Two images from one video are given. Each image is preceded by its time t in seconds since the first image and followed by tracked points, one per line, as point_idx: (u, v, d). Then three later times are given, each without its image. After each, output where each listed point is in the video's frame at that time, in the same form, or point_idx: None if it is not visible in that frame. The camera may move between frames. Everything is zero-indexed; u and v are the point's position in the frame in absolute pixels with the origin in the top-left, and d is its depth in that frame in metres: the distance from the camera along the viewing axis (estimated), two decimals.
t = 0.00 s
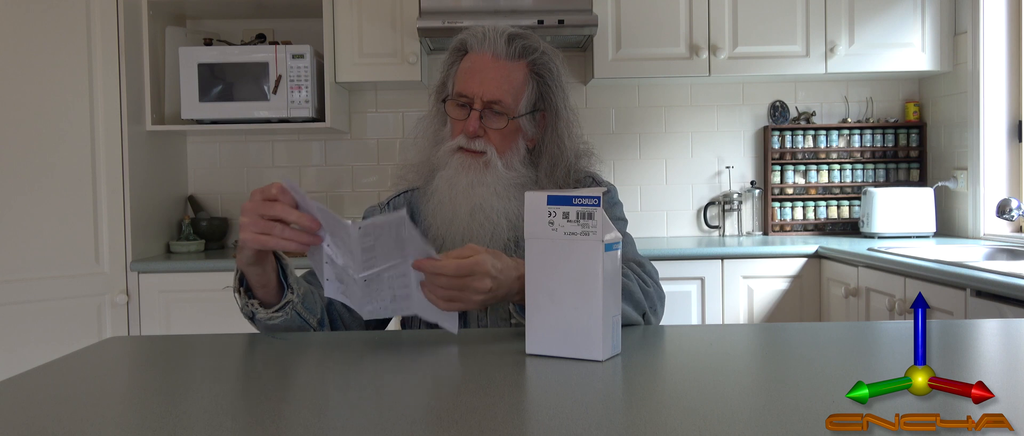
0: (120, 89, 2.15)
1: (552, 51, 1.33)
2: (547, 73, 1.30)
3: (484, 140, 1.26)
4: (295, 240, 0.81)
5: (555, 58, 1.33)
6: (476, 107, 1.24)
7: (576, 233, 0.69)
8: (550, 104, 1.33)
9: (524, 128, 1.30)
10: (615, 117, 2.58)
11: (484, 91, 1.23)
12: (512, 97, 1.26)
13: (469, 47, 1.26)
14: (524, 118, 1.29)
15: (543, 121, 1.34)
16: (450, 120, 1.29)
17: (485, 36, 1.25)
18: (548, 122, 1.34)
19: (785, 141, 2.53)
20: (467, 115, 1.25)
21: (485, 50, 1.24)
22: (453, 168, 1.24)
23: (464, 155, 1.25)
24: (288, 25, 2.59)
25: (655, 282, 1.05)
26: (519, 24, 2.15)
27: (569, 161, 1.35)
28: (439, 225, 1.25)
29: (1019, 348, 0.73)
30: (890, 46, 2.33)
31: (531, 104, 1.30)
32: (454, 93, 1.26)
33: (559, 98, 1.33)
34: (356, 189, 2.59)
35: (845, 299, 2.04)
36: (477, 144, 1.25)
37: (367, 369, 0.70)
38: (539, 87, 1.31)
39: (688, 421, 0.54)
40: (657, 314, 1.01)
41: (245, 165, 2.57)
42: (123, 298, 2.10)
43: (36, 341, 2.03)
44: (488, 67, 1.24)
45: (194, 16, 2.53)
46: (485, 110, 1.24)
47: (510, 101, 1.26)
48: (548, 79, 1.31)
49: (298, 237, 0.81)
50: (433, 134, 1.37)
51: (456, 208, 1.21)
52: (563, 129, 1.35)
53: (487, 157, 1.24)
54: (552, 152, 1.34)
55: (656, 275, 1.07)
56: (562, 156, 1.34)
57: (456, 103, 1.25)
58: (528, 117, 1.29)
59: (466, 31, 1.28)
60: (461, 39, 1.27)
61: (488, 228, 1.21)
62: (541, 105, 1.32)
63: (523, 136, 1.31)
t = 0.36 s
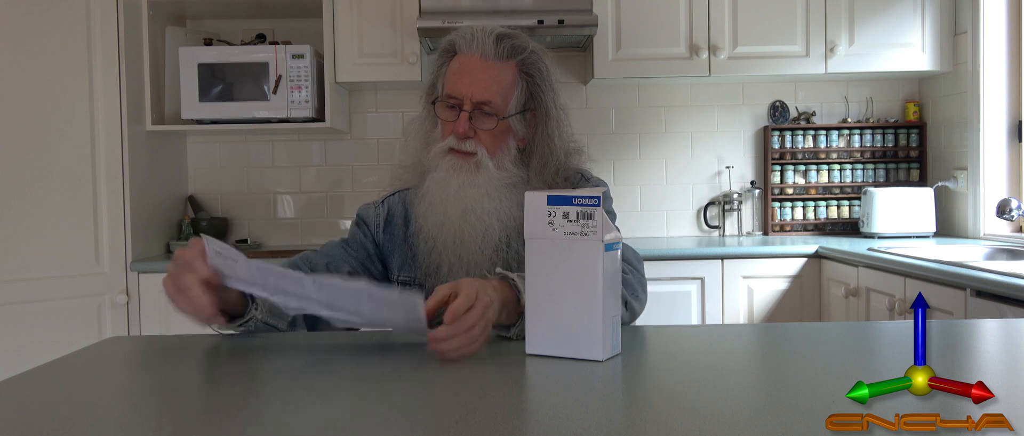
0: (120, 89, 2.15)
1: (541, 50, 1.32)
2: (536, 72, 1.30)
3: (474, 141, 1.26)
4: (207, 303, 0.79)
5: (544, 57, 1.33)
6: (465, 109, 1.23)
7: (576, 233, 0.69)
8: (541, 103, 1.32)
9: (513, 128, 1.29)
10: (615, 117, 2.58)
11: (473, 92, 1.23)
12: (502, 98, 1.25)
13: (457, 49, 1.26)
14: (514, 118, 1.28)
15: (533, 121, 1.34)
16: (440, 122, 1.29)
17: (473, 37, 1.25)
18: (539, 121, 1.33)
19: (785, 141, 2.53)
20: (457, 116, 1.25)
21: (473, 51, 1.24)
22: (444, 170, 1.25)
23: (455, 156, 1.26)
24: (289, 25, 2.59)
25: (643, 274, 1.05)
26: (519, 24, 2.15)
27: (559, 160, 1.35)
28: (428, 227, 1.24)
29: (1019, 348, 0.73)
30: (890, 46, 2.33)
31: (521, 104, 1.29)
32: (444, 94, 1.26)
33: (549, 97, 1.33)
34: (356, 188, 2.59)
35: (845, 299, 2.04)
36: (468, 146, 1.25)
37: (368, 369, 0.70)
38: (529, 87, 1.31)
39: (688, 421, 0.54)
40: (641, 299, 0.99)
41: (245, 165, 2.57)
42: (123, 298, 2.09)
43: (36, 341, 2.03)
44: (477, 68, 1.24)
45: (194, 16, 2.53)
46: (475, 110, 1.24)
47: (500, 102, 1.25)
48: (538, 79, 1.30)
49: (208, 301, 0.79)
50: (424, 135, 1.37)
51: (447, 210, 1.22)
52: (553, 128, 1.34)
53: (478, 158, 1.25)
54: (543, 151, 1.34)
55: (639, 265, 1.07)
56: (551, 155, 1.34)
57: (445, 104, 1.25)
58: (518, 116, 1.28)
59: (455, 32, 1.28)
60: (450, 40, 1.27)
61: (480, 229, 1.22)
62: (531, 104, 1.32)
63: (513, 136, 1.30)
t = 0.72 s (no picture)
0: (120, 89, 2.14)
1: (540, 51, 1.32)
2: (536, 73, 1.29)
3: (475, 143, 1.25)
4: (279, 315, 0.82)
5: (544, 58, 1.33)
6: (466, 111, 1.22)
7: (576, 233, 0.69)
8: (542, 104, 1.32)
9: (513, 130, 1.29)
10: (615, 117, 2.58)
11: (474, 94, 1.22)
12: (502, 99, 1.24)
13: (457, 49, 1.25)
14: (514, 120, 1.27)
15: (533, 122, 1.33)
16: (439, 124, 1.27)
17: (472, 38, 1.24)
18: (539, 123, 1.33)
19: (785, 141, 2.53)
20: (457, 119, 1.23)
21: (473, 53, 1.24)
22: (445, 173, 1.25)
23: (455, 161, 1.25)
24: (288, 25, 2.59)
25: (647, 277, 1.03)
26: (519, 24, 2.16)
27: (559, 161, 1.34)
28: (430, 230, 1.24)
29: (1019, 348, 0.73)
30: (890, 46, 2.33)
31: (521, 105, 1.29)
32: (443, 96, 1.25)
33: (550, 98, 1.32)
34: (356, 188, 2.59)
35: (845, 299, 2.04)
36: (468, 148, 1.24)
37: (368, 369, 0.70)
38: (530, 87, 1.30)
39: (689, 421, 0.54)
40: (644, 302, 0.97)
41: (245, 165, 2.57)
42: (123, 298, 2.09)
43: (36, 341, 2.03)
44: (477, 69, 1.23)
45: (194, 16, 2.53)
46: (475, 113, 1.22)
47: (500, 103, 1.24)
48: (538, 80, 1.30)
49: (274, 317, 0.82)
50: (425, 137, 1.37)
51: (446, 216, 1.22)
52: (554, 128, 1.33)
53: (478, 162, 1.24)
54: (544, 153, 1.33)
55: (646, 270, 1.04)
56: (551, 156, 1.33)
57: (445, 106, 1.24)
58: (518, 118, 1.28)
59: (454, 33, 1.28)
60: (450, 41, 1.27)
61: (480, 235, 1.21)
62: (531, 105, 1.32)
63: (514, 137, 1.29)
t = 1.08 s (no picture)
0: (120, 89, 2.14)
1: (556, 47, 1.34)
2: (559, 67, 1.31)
3: (519, 129, 1.24)
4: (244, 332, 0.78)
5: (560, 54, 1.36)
6: (509, 97, 1.22)
7: (576, 233, 0.69)
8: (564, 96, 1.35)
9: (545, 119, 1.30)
10: (616, 117, 2.58)
11: (516, 80, 1.22)
12: (540, 86, 1.25)
13: (487, 41, 1.25)
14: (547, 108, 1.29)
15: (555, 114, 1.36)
16: (474, 114, 1.26)
17: (502, 31, 1.25)
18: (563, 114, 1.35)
19: (785, 141, 2.53)
20: (500, 106, 1.23)
21: (507, 43, 1.24)
22: (487, 161, 1.23)
23: (498, 147, 1.24)
24: (288, 25, 2.59)
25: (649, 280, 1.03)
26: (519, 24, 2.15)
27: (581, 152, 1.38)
28: (452, 225, 1.22)
29: (1019, 348, 0.73)
30: (890, 46, 2.33)
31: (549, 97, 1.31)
32: (478, 86, 1.24)
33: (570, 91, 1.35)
34: (356, 189, 2.59)
35: (845, 299, 2.04)
36: (513, 133, 1.23)
37: (368, 369, 0.70)
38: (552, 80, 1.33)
39: (690, 421, 0.54)
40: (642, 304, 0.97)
41: (244, 165, 2.57)
42: (123, 298, 2.09)
43: (36, 341, 2.03)
44: (514, 58, 1.23)
45: (194, 16, 2.53)
46: (518, 99, 1.22)
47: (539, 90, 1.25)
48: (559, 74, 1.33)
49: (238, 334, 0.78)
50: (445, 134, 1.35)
51: (469, 215, 1.21)
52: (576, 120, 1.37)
53: (524, 146, 1.24)
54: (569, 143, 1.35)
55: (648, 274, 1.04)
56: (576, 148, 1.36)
57: (486, 95, 1.22)
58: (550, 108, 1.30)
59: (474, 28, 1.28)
60: (473, 36, 1.26)
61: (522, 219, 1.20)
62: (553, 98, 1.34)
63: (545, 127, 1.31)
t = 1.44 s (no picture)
0: (120, 89, 2.14)
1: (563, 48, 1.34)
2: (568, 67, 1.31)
3: (530, 131, 1.24)
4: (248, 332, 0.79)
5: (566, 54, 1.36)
6: (521, 98, 1.22)
7: (576, 233, 0.69)
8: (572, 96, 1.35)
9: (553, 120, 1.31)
10: (616, 117, 2.58)
11: (528, 81, 1.21)
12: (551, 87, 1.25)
13: (498, 42, 1.25)
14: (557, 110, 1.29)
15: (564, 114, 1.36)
16: (485, 115, 1.25)
17: (514, 31, 1.25)
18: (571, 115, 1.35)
19: (785, 141, 2.53)
20: (511, 107, 1.22)
21: (518, 44, 1.24)
22: (498, 164, 1.23)
23: (509, 149, 1.23)
24: (288, 25, 2.59)
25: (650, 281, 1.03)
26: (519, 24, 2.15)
27: (589, 153, 1.37)
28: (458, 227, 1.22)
29: (1019, 348, 0.73)
30: (890, 46, 2.33)
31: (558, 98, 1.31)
32: (490, 87, 1.24)
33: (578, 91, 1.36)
34: (356, 189, 2.59)
35: (845, 299, 2.04)
36: (523, 135, 1.23)
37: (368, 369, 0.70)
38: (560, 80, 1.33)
39: (691, 421, 0.54)
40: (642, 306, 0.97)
41: (244, 165, 2.57)
42: (123, 298, 2.09)
43: (36, 341, 2.03)
44: (526, 59, 1.23)
45: (194, 16, 2.53)
46: (529, 100, 1.22)
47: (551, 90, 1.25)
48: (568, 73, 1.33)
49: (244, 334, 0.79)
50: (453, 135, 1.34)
51: (477, 217, 1.20)
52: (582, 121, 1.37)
53: (534, 148, 1.23)
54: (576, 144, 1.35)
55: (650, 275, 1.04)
56: (584, 149, 1.36)
57: (497, 96, 1.22)
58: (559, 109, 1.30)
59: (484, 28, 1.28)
60: (483, 36, 1.26)
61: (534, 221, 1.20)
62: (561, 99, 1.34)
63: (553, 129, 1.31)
